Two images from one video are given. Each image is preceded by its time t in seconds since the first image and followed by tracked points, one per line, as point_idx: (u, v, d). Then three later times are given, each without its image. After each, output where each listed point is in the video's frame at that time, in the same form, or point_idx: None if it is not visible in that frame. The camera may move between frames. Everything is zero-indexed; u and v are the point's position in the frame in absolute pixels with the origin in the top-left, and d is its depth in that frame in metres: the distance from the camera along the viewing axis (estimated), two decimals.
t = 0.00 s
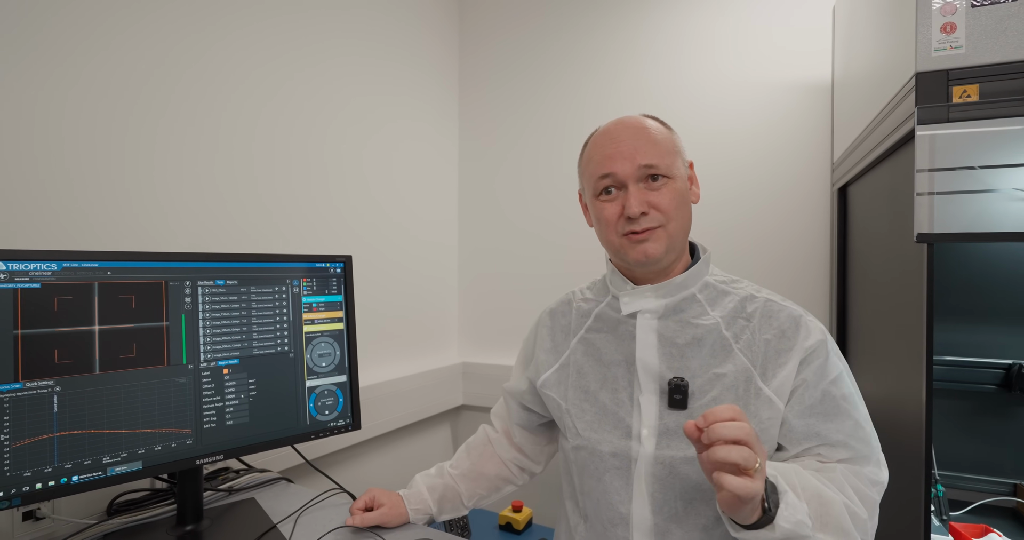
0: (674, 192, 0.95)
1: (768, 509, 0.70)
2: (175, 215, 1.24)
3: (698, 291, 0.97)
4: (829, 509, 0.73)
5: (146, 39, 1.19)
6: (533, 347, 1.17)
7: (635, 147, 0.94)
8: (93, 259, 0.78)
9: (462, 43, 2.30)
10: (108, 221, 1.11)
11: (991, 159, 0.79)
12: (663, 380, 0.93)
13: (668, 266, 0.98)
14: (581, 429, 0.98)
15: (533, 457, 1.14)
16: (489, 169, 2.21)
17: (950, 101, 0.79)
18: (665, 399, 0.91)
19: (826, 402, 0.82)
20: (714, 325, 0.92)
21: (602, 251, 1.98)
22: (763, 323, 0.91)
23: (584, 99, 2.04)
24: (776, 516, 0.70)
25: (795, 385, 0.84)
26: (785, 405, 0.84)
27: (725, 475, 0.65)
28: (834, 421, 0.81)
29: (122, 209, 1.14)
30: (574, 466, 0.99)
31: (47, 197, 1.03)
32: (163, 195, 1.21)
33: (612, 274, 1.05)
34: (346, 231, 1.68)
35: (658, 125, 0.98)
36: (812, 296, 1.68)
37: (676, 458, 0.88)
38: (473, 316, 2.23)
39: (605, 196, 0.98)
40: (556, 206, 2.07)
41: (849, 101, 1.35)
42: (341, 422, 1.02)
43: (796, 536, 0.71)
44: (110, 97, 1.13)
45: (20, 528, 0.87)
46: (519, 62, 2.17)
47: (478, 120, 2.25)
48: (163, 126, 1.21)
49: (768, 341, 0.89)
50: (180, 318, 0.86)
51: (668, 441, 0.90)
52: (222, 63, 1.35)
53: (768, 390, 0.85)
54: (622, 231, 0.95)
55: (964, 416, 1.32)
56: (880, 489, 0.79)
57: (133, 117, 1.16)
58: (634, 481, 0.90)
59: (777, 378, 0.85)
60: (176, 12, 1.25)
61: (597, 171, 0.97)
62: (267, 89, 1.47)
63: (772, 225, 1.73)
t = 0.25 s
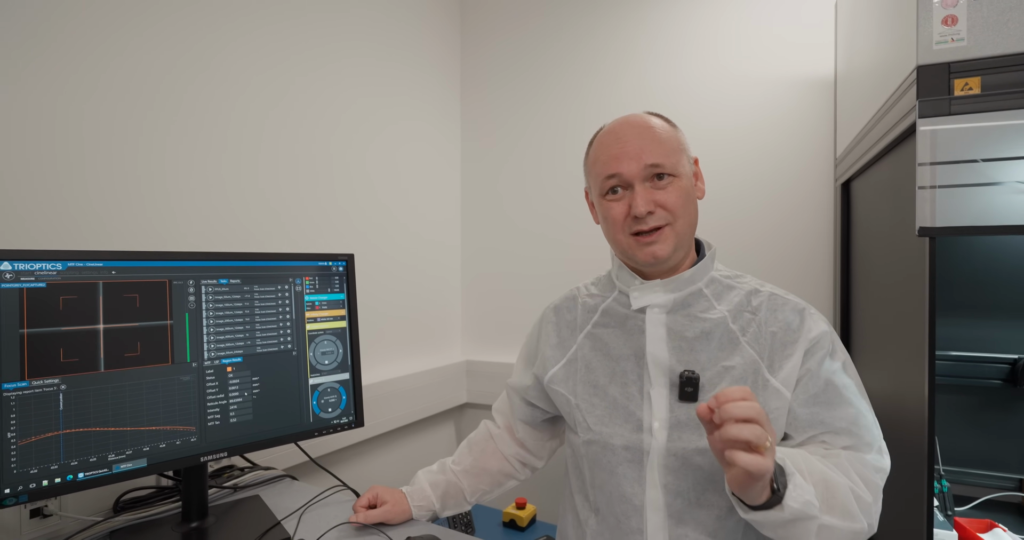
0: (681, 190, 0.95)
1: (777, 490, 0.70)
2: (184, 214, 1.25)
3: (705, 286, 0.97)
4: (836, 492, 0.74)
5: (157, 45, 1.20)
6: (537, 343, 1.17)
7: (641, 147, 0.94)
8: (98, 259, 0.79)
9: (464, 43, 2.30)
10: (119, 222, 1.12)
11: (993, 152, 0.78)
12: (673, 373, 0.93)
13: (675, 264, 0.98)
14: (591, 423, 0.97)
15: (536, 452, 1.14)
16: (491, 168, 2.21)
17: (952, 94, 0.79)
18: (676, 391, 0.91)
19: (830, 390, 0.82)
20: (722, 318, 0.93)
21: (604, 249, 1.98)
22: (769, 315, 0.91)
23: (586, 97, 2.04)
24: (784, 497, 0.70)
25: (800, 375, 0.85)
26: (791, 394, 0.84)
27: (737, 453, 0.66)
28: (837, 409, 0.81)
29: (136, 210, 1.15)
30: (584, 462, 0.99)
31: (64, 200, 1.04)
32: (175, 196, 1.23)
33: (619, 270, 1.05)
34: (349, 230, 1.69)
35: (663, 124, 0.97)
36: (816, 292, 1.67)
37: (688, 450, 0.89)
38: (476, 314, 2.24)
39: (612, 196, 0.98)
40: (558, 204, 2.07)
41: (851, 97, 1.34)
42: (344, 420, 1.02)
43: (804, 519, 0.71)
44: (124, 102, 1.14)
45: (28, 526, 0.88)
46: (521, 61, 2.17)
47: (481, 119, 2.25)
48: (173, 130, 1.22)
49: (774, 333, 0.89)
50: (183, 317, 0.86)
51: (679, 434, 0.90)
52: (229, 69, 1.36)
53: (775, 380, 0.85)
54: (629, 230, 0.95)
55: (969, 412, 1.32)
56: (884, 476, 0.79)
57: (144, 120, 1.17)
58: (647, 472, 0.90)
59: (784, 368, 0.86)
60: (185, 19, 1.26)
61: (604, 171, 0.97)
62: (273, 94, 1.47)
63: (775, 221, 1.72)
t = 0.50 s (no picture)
0: (671, 178, 0.94)
1: (739, 470, 0.72)
2: (191, 209, 1.25)
3: (696, 274, 0.97)
4: (807, 479, 0.73)
5: (155, 43, 1.19)
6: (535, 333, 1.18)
7: (632, 135, 0.94)
8: (90, 252, 0.79)
9: (459, 33, 2.28)
10: (126, 217, 1.13)
11: (986, 140, 0.78)
12: (658, 358, 0.94)
13: (666, 252, 0.98)
14: (579, 407, 0.99)
15: (534, 441, 1.15)
16: (487, 160, 2.21)
17: (945, 82, 0.79)
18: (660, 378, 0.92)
19: (814, 378, 0.81)
20: (709, 306, 0.93)
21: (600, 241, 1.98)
22: (758, 304, 0.91)
23: (583, 87, 2.03)
24: (746, 478, 0.71)
25: (784, 363, 0.85)
26: (774, 381, 0.85)
27: (688, 427, 0.67)
28: (822, 396, 0.80)
29: (140, 203, 1.15)
30: (571, 446, 1.01)
31: (72, 196, 1.05)
32: (181, 192, 1.24)
33: (612, 260, 1.06)
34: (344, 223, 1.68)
35: (655, 113, 0.97)
36: (811, 282, 1.68)
37: (670, 434, 0.89)
38: (473, 306, 2.24)
39: (604, 184, 0.98)
40: (555, 196, 2.07)
41: (847, 86, 1.34)
42: (341, 411, 1.02)
43: (768, 501, 0.72)
44: (125, 98, 1.14)
45: (25, 519, 0.88)
46: (516, 52, 2.16)
47: (476, 110, 2.24)
48: (171, 125, 1.22)
49: (762, 321, 0.89)
50: (178, 310, 0.86)
51: (662, 419, 0.90)
52: (224, 74, 1.34)
53: (760, 367, 0.86)
54: (619, 218, 0.95)
55: (962, 399, 1.33)
56: (868, 467, 0.78)
57: (138, 113, 1.16)
58: (629, 456, 0.92)
59: (768, 356, 0.86)
60: (184, 17, 1.25)
61: (596, 159, 0.97)
62: (271, 95, 1.47)
63: (771, 211, 1.73)
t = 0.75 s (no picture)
0: (655, 173, 0.94)
1: (717, 470, 0.72)
2: (190, 205, 1.25)
3: (683, 269, 0.98)
4: (786, 479, 0.74)
5: (152, 39, 1.19)
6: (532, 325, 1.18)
7: (615, 131, 0.94)
8: (83, 248, 0.78)
9: (454, 27, 2.27)
10: (126, 213, 1.13)
11: (978, 134, 0.79)
12: (640, 352, 0.94)
13: (652, 245, 0.98)
14: (564, 398, 1.00)
15: (531, 433, 1.16)
16: (482, 154, 2.20)
17: (937, 76, 0.79)
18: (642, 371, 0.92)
19: (801, 377, 0.81)
20: (695, 301, 0.94)
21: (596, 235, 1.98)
22: (745, 299, 0.91)
23: (578, 81, 2.03)
24: (723, 478, 0.72)
25: (768, 360, 0.85)
26: (757, 378, 0.85)
27: (662, 430, 0.67)
28: (806, 396, 0.80)
29: (139, 199, 1.15)
30: (555, 435, 1.02)
31: (71, 192, 1.04)
32: (180, 187, 1.23)
33: (603, 255, 1.07)
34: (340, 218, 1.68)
35: (640, 108, 0.97)
36: (806, 275, 1.68)
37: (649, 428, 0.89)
38: (469, 301, 2.24)
39: (589, 179, 0.98)
40: (550, 190, 2.07)
41: (841, 80, 1.34)
42: (336, 406, 1.03)
43: (746, 501, 0.73)
44: (126, 94, 1.14)
45: (20, 515, 0.88)
46: (512, 46, 2.15)
47: (471, 105, 2.23)
48: (169, 121, 1.22)
49: (747, 316, 0.89)
50: (172, 306, 0.86)
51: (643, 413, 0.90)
52: (221, 68, 1.34)
53: (742, 363, 0.86)
54: (603, 213, 0.96)
55: (954, 392, 1.34)
56: (853, 468, 0.79)
57: (131, 107, 1.15)
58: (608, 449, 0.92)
59: (752, 352, 0.86)
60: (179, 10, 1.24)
61: (581, 156, 0.97)
62: (268, 90, 1.46)
63: (766, 205, 1.73)
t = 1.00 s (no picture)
0: (655, 171, 0.94)
1: (712, 470, 0.71)
2: (184, 203, 1.25)
3: (684, 266, 0.98)
4: (782, 477, 0.74)
5: (149, 38, 1.19)
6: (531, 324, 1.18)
7: (615, 129, 0.94)
8: (82, 248, 0.78)
9: (453, 26, 2.27)
10: (120, 211, 1.12)
11: (978, 131, 0.79)
12: (642, 350, 0.94)
13: (652, 243, 0.98)
14: (566, 396, 0.99)
15: (530, 432, 1.16)
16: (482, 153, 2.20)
17: (937, 74, 0.79)
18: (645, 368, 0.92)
19: (800, 374, 0.81)
20: (695, 299, 0.94)
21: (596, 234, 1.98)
22: (746, 296, 0.91)
23: (577, 80, 2.03)
24: (718, 478, 0.71)
25: (768, 357, 0.85)
26: (757, 375, 0.85)
27: (656, 431, 0.68)
28: (805, 393, 0.80)
29: (135, 198, 1.15)
30: (557, 434, 1.02)
31: (67, 191, 1.05)
32: (174, 185, 1.23)
33: (603, 253, 1.06)
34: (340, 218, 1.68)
35: (640, 106, 0.97)
36: (806, 274, 1.68)
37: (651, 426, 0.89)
38: (469, 300, 2.24)
39: (590, 178, 0.98)
40: (550, 189, 2.06)
41: (840, 78, 1.34)
42: (336, 405, 1.02)
43: (742, 499, 0.73)
44: (121, 92, 1.14)
45: (21, 515, 0.88)
46: (511, 45, 2.15)
47: (470, 104, 2.23)
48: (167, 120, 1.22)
49: (748, 313, 0.89)
50: (172, 305, 0.86)
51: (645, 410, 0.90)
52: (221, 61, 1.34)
53: (743, 360, 0.86)
54: (604, 211, 0.96)
55: (954, 390, 1.34)
56: (850, 464, 0.78)
57: (128, 106, 1.14)
58: (611, 446, 0.92)
59: (752, 349, 0.86)
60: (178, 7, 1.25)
61: (581, 154, 0.97)
62: (266, 87, 1.46)
63: (766, 203, 1.73)
